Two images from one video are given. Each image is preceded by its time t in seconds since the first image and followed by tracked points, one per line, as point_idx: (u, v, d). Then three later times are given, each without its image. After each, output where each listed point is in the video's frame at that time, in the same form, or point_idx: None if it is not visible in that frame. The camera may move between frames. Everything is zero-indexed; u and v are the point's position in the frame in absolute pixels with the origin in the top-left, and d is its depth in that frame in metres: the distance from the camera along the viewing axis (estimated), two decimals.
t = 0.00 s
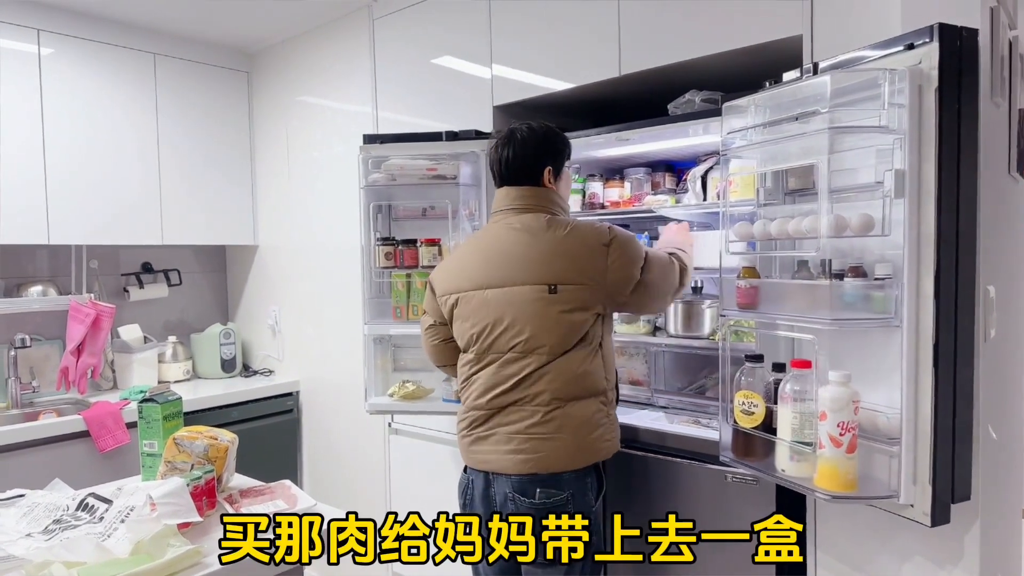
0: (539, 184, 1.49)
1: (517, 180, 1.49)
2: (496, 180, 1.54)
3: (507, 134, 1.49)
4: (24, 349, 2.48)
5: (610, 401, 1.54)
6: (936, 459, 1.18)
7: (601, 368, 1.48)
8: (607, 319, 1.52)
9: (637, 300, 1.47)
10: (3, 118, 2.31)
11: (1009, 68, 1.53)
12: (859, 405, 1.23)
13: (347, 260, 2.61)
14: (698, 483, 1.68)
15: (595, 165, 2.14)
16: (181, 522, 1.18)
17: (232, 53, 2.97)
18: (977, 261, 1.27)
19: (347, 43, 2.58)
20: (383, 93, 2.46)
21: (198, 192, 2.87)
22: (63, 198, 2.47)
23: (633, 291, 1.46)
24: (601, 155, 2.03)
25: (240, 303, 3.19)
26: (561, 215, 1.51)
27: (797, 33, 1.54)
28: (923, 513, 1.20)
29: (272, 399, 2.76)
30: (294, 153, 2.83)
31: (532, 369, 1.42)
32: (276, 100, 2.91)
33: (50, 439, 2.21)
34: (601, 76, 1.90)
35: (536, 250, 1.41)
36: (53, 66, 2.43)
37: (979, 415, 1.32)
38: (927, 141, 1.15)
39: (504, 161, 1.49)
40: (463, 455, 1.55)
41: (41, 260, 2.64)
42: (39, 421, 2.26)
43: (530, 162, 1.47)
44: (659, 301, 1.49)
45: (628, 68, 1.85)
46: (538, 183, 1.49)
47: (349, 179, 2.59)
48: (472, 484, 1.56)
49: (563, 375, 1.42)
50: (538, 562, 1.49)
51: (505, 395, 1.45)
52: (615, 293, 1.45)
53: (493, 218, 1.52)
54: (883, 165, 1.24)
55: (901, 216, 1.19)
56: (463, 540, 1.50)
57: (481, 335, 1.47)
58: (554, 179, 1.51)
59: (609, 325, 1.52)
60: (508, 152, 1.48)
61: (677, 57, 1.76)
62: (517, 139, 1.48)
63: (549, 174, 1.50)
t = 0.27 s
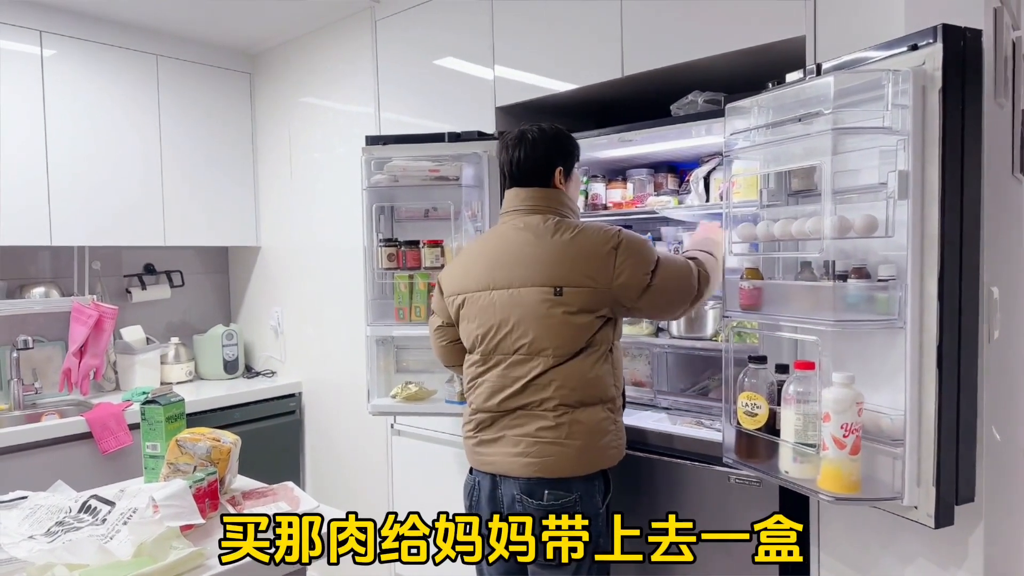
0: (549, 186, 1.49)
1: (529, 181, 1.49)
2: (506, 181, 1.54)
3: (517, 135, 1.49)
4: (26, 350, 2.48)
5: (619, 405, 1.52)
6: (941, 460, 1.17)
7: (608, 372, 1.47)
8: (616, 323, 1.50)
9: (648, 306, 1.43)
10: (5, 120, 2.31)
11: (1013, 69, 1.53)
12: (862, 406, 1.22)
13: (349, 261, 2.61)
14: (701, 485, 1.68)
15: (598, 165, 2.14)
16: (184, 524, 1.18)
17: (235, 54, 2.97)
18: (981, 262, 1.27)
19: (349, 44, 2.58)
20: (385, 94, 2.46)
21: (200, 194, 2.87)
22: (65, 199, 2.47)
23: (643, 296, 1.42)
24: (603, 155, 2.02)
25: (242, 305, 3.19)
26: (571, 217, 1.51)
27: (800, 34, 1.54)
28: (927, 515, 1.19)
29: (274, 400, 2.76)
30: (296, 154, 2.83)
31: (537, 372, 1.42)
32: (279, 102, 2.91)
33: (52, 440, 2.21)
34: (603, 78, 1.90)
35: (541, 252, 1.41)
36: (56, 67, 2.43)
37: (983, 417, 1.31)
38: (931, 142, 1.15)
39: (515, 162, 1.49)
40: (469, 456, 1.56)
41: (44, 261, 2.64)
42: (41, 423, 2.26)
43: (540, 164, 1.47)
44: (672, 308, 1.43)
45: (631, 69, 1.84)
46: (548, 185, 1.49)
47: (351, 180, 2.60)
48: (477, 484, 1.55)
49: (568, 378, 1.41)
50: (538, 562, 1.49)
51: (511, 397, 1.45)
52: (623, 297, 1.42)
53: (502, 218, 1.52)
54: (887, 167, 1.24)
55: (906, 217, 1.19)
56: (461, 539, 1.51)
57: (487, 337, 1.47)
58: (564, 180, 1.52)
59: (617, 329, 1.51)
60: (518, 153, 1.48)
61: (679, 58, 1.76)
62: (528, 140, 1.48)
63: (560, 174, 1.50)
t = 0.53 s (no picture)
0: (556, 185, 1.50)
1: (536, 180, 1.49)
2: (512, 179, 1.54)
3: (525, 133, 1.50)
4: (23, 349, 2.47)
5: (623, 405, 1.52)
6: (938, 458, 1.18)
7: (613, 372, 1.47)
8: (621, 323, 1.50)
9: (653, 306, 1.43)
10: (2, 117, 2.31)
11: (1010, 69, 1.53)
12: (860, 405, 1.23)
13: (348, 260, 2.61)
14: (699, 484, 1.68)
15: (597, 164, 2.14)
16: (181, 523, 1.17)
17: (233, 53, 2.97)
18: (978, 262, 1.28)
19: (347, 42, 2.58)
20: (384, 92, 2.46)
21: (199, 192, 2.87)
22: (63, 197, 2.47)
23: (649, 297, 1.42)
24: (602, 154, 2.02)
25: (240, 303, 3.19)
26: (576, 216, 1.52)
27: (798, 34, 1.54)
28: (924, 513, 1.19)
29: (273, 399, 2.76)
30: (295, 153, 2.83)
31: (542, 372, 1.42)
32: (277, 100, 2.91)
33: (49, 439, 2.20)
34: (602, 77, 1.90)
35: (547, 251, 1.41)
36: (53, 65, 2.42)
37: (980, 416, 1.32)
38: (930, 142, 1.15)
39: (522, 160, 1.49)
40: (472, 456, 1.56)
41: (41, 259, 2.63)
42: (38, 421, 2.26)
43: (546, 162, 1.48)
44: (678, 308, 1.44)
45: (629, 68, 1.85)
46: (556, 184, 1.50)
47: (350, 179, 2.59)
48: (480, 485, 1.55)
49: (574, 378, 1.42)
50: (539, 562, 1.49)
51: (515, 397, 1.45)
52: (628, 297, 1.42)
53: (506, 217, 1.53)
54: (885, 166, 1.24)
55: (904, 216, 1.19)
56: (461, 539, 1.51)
57: (491, 336, 1.48)
58: (570, 179, 1.52)
59: (622, 329, 1.51)
60: (525, 151, 1.48)
61: (678, 58, 1.76)
62: (535, 139, 1.49)
63: (568, 173, 1.51)
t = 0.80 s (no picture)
0: (554, 186, 1.51)
1: (534, 181, 1.50)
2: (510, 180, 1.54)
3: (522, 133, 1.50)
4: (16, 347, 2.46)
5: (620, 407, 1.53)
6: (929, 460, 1.18)
7: (610, 375, 1.48)
8: (618, 326, 1.51)
9: (649, 309, 1.44)
10: None
11: (1003, 74, 1.55)
12: (853, 406, 1.24)
13: (343, 259, 2.61)
14: (692, 486, 1.68)
15: (592, 166, 2.15)
16: (174, 522, 1.17)
17: (230, 51, 2.96)
18: (970, 264, 1.29)
19: (344, 42, 2.58)
20: (381, 92, 2.46)
21: (194, 190, 2.86)
22: (57, 195, 2.46)
23: (646, 300, 1.43)
24: (598, 156, 2.03)
25: (235, 302, 3.18)
26: (574, 218, 1.52)
27: (793, 37, 1.56)
28: (915, 514, 1.20)
29: (267, 399, 2.75)
30: (291, 152, 2.83)
31: (539, 374, 1.43)
32: (273, 99, 2.91)
33: (41, 437, 2.19)
34: (598, 78, 1.91)
35: (545, 253, 1.41)
36: (48, 62, 2.42)
37: (971, 418, 1.33)
38: (921, 145, 1.17)
39: (519, 160, 1.50)
40: (468, 458, 1.56)
41: (34, 257, 2.62)
42: (30, 420, 2.24)
43: (543, 163, 1.48)
44: (673, 311, 1.45)
45: (625, 70, 1.86)
46: (553, 184, 1.51)
47: (345, 178, 2.59)
48: (477, 486, 1.55)
49: (571, 381, 1.42)
50: (538, 562, 1.49)
51: (513, 399, 1.46)
52: (626, 300, 1.43)
53: (503, 218, 1.53)
54: (878, 170, 1.25)
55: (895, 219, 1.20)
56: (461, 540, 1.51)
57: (489, 337, 1.48)
58: (567, 180, 1.53)
59: (618, 332, 1.52)
60: (523, 151, 1.49)
61: (674, 60, 1.77)
62: (533, 139, 1.49)
63: (565, 173, 1.51)
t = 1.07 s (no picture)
0: (551, 191, 1.51)
1: (531, 185, 1.50)
2: (507, 184, 1.55)
3: (519, 138, 1.50)
4: (14, 351, 2.46)
5: (617, 411, 1.53)
6: (926, 464, 1.18)
7: (608, 378, 1.48)
8: (615, 330, 1.51)
9: (647, 312, 1.44)
10: None
11: (998, 78, 1.55)
12: (849, 410, 1.24)
13: (341, 263, 2.61)
14: (690, 490, 1.68)
15: (590, 170, 2.15)
16: (171, 527, 1.17)
17: (228, 56, 2.97)
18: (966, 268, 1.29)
19: (342, 46, 2.59)
20: (378, 97, 2.47)
21: (192, 195, 2.86)
22: (56, 199, 2.46)
23: (644, 304, 1.43)
24: (595, 160, 2.03)
25: (233, 306, 3.18)
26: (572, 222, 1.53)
27: (789, 42, 1.56)
28: (912, 518, 1.20)
29: (265, 403, 2.75)
30: (289, 156, 2.83)
31: (538, 377, 1.43)
32: (271, 104, 2.91)
33: (39, 442, 2.19)
34: (595, 83, 1.92)
35: (543, 257, 1.42)
36: (47, 67, 2.42)
37: (968, 421, 1.33)
38: (916, 150, 1.17)
39: (516, 165, 1.50)
40: (467, 462, 1.56)
41: (33, 261, 2.62)
42: (28, 424, 2.24)
43: (540, 167, 1.49)
44: (671, 314, 1.45)
45: (622, 75, 1.86)
46: (550, 189, 1.51)
47: (344, 183, 2.60)
48: (476, 489, 1.55)
49: (569, 384, 1.42)
50: (538, 562, 1.48)
51: (511, 403, 1.46)
52: (623, 304, 1.43)
53: (500, 223, 1.54)
54: (873, 174, 1.25)
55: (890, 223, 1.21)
56: (462, 539, 1.52)
57: (487, 342, 1.48)
58: (564, 185, 1.53)
59: (616, 335, 1.52)
60: (520, 156, 1.49)
61: (671, 65, 1.77)
62: (530, 144, 1.50)
63: (563, 178, 1.52)
